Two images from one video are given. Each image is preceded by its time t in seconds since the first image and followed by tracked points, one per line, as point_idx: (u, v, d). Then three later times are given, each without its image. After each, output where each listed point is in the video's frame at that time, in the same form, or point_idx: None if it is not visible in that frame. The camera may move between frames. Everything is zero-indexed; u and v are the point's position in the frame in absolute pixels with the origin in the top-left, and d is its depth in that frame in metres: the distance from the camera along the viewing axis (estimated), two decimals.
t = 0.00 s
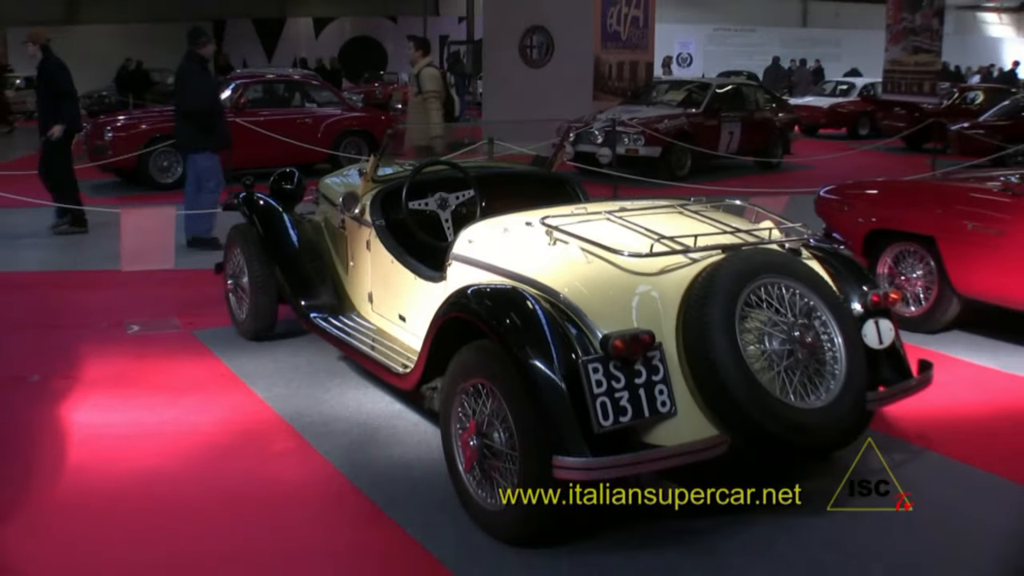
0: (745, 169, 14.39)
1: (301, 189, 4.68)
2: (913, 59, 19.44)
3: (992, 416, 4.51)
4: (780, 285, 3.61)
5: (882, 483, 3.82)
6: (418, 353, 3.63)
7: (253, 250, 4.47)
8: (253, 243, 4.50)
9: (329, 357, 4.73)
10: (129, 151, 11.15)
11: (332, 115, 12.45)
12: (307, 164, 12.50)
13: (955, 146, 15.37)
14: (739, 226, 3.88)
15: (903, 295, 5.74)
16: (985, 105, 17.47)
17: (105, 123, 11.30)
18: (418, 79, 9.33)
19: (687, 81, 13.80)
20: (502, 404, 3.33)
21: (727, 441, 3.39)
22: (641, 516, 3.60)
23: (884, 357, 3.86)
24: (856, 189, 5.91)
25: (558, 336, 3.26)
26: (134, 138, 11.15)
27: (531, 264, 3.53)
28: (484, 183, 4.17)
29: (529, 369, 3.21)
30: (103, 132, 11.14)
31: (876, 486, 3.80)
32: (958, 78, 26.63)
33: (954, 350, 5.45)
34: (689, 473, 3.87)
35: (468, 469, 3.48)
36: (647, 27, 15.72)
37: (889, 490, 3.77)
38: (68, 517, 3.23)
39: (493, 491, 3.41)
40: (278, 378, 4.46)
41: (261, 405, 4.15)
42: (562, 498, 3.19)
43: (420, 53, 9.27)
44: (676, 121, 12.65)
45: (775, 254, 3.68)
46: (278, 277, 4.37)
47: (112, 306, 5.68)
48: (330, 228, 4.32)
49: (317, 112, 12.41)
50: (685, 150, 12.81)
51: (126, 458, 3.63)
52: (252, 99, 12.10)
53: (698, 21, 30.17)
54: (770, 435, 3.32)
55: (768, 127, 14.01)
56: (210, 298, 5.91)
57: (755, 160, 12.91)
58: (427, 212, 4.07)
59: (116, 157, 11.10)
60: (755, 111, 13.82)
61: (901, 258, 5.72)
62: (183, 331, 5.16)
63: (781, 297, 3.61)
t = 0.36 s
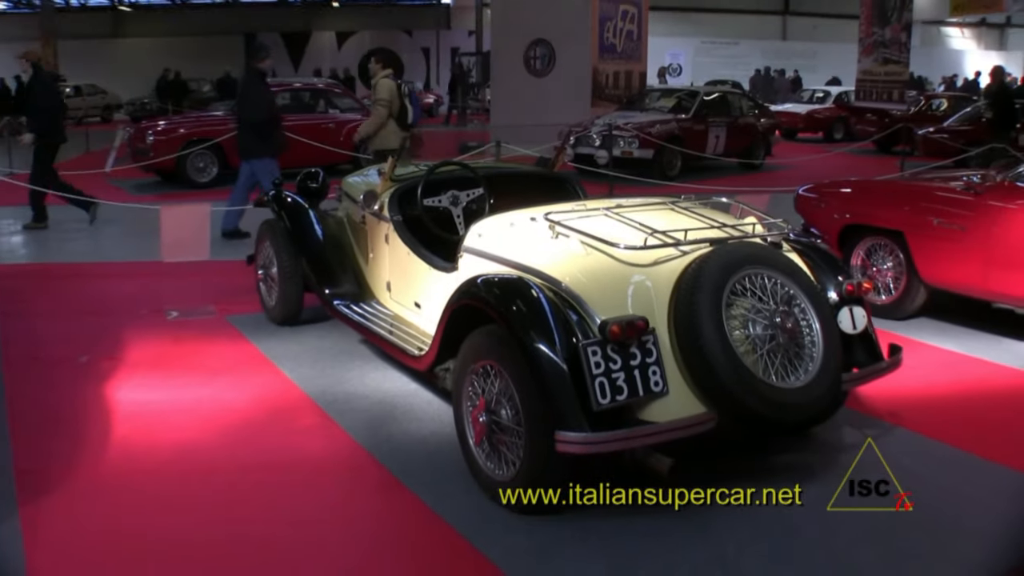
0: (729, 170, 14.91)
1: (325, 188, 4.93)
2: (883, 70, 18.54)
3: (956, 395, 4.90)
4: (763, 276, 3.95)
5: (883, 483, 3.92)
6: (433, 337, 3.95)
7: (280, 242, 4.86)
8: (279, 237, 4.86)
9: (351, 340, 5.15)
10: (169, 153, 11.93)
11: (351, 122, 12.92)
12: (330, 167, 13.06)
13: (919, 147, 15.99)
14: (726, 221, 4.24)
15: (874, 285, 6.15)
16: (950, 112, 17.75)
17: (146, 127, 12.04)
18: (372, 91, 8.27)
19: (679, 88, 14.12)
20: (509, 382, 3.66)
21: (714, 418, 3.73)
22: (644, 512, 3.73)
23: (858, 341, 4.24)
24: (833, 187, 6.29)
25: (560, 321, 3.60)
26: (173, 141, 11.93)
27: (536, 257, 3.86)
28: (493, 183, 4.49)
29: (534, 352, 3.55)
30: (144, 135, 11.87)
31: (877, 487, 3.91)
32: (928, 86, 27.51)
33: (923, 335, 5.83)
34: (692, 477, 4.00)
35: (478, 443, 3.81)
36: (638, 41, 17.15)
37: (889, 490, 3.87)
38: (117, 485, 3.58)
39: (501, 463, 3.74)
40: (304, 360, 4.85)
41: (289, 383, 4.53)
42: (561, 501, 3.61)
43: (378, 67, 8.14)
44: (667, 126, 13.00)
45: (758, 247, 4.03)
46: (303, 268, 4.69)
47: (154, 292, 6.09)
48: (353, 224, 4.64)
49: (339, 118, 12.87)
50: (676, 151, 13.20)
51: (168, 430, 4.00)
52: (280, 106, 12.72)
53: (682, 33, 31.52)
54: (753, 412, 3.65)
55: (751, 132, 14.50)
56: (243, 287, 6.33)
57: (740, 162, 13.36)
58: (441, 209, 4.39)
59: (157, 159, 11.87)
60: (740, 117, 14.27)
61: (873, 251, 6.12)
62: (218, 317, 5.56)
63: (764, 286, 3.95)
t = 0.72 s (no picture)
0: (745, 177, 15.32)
1: (377, 193, 5.37)
2: (889, 86, 18.67)
3: (961, 386, 5.23)
4: (781, 276, 4.25)
5: (884, 484, 4.05)
6: (477, 330, 4.26)
7: (339, 242, 5.30)
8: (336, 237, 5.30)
9: (401, 332, 5.54)
10: (235, 160, 12.70)
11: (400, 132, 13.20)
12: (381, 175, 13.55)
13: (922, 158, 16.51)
14: (747, 225, 4.56)
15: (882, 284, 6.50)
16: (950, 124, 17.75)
17: (215, 137, 12.90)
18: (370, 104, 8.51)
19: (701, 101, 14.70)
20: (546, 372, 3.96)
21: (735, 407, 4.03)
22: (646, 510, 3.86)
23: (868, 337, 4.57)
24: (843, 194, 6.64)
25: (594, 315, 3.90)
26: (239, 149, 12.71)
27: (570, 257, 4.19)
28: (531, 190, 4.84)
29: (570, 344, 3.83)
30: (212, 144, 12.73)
31: (878, 487, 4.03)
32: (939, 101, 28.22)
33: (931, 332, 6.14)
34: (693, 481, 4.11)
35: (518, 427, 4.12)
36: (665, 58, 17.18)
37: (889, 490, 3.99)
38: (190, 463, 3.94)
39: (539, 446, 4.04)
40: (355, 350, 5.23)
41: (344, 370, 4.90)
42: (563, 502, 3.91)
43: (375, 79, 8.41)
44: (691, 137, 13.55)
45: (776, 248, 4.34)
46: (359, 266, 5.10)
47: (220, 287, 6.53)
48: (403, 226, 5.00)
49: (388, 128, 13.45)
50: (698, 160, 13.73)
51: (235, 413, 4.38)
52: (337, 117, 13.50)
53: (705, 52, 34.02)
54: (771, 400, 3.96)
55: (766, 141, 14.89)
56: (298, 283, 6.75)
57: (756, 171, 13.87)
58: (484, 212, 4.69)
59: (224, 165, 12.67)
60: (756, 128, 14.68)
61: (881, 253, 6.47)
62: (281, 309, 5.99)
63: (782, 285, 4.25)
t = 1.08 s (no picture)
0: (798, 197, 15.49)
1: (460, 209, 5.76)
2: (935, 111, 17.55)
3: (1001, 398, 5.43)
4: (837, 290, 4.48)
5: (884, 484, 4.28)
6: (551, 335, 4.58)
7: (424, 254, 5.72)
8: (422, 249, 5.72)
9: (479, 336, 5.92)
10: (327, 177, 13.35)
11: (478, 152, 13.75)
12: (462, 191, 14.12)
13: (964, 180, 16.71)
14: (804, 242, 4.83)
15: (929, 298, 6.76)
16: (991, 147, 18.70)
17: (310, 155, 13.63)
18: (407, 125, 9.91)
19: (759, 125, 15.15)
20: (616, 376, 4.23)
21: (792, 412, 4.27)
22: (646, 510, 4.08)
23: (917, 349, 4.79)
24: (893, 213, 6.94)
25: (661, 323, 4.16)
26: (331, 167, 13.34)
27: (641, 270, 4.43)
28: (603, 206, 5.15)
29: (639, 351, 4.09)
30: (309, 161, 13.42)
31: (877, 486, 4.28)
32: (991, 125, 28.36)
33: (976, 346, 6.38)
34: (691, 482, 4.34)
35: (589, 427, 4.40)
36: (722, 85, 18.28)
37: (889, 490, 4.23)
38: (283, 453, 4.31)
39: (608, 445, 4.30)
40: (440, 353, 5.57)
41: (427, 370, 5.27)
42: (562, 503, 4.03)
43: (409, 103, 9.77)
44: (748, 157, 13.91)
45: (831, 264, 4.58)
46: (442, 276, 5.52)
47: (314, 292, 7.00)
48: (483, 238, 5.36)
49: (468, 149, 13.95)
50: (756, 180, 13.97)
51: (328, 407, 4.78)
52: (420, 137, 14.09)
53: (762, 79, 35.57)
54: (826, 407, 4.18)
55: (819, 163, 15.12)
56: (386, 289, 7.18)
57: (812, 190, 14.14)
58: (559, 227, 5.00)
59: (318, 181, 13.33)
60: (809, 150, 14.93)
61: (928, 269, 6.73)
62: (371, 314, 6.41)
63: (837, 298, 4.48)
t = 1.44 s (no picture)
0: (869, 215, 15.49)
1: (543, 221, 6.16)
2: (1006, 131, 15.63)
3: None
4: (913, 307, 4.38)
5: (884, 485, 4.42)
6: (630, 346, 4.70)
7: (509, 264, 5.89)
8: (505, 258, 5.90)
9: (558, 343, 5.99)
10: (413, 188, 13.71)
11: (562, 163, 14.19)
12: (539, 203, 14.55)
13: None
14: (882, 259, 4.85)
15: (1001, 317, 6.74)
16: None
17: (396, 168, 14.08)
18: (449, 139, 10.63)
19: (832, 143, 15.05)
20: (694, 388, 4.27)
21: (866, 427, 4.24)
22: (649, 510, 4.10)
23: (990, 368, 4.70)
24: (964, 232, 6.94)
25: (739, 336, 4.17)
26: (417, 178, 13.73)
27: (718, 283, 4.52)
28: (681, 221, 5.29)
29: (717, 363, 4.12)
30: (395, 173, 13.92)
31: (877, 486, 4.42)
32: None
33: None
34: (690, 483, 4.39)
35: (665, 436, 4.45)
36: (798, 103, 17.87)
37: (889, 491, 4.37)
38: (367, 451, 4.48)
39: (683, 455, 4.34)
40: (526, 360, 5.68)
41: (507, 376, 5.39)
42: (562, 502, 4.10)
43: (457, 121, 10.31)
44: (821, 175, 13.88)
45: (908, 281, 4.51)
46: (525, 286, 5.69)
47: (399, 298, 7.21)
48: (564, 249, 5.53)
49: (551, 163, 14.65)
50: (828, 198, 13.96)
51: (407, 409, 4.93)
52: (503, 152, 14.82)
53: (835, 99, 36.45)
54: (900, 423, 4.11)
55: (890, 181, 14.91)
56: (467, 297, 7.33)
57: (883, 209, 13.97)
58: (639, 240, 5.18)
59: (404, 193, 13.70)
60: (881, 168, 14.73)
61: (1000, 288, 6.69)
62: (453, 321, 6.57)
63: (913, 316, 4.37)
